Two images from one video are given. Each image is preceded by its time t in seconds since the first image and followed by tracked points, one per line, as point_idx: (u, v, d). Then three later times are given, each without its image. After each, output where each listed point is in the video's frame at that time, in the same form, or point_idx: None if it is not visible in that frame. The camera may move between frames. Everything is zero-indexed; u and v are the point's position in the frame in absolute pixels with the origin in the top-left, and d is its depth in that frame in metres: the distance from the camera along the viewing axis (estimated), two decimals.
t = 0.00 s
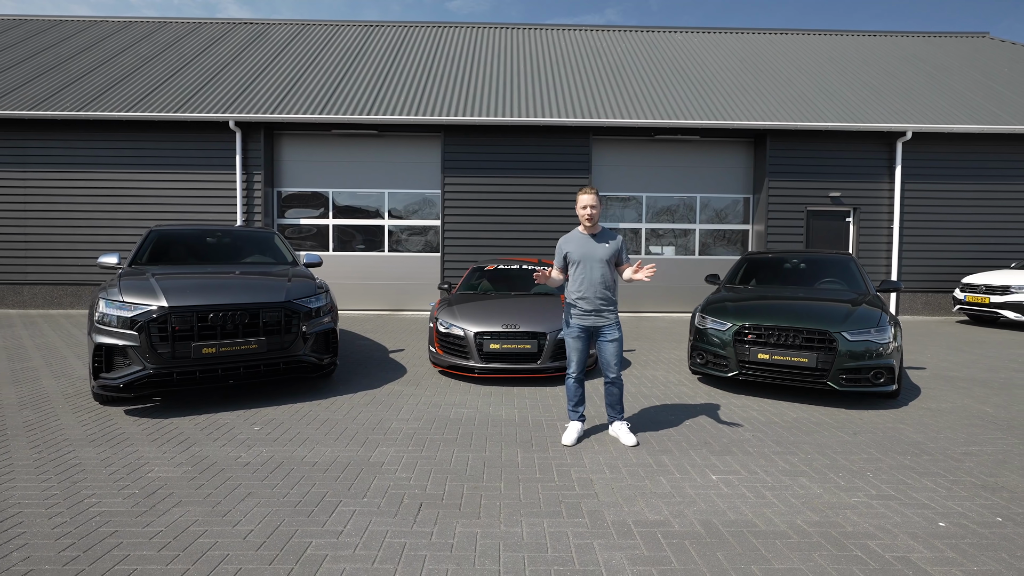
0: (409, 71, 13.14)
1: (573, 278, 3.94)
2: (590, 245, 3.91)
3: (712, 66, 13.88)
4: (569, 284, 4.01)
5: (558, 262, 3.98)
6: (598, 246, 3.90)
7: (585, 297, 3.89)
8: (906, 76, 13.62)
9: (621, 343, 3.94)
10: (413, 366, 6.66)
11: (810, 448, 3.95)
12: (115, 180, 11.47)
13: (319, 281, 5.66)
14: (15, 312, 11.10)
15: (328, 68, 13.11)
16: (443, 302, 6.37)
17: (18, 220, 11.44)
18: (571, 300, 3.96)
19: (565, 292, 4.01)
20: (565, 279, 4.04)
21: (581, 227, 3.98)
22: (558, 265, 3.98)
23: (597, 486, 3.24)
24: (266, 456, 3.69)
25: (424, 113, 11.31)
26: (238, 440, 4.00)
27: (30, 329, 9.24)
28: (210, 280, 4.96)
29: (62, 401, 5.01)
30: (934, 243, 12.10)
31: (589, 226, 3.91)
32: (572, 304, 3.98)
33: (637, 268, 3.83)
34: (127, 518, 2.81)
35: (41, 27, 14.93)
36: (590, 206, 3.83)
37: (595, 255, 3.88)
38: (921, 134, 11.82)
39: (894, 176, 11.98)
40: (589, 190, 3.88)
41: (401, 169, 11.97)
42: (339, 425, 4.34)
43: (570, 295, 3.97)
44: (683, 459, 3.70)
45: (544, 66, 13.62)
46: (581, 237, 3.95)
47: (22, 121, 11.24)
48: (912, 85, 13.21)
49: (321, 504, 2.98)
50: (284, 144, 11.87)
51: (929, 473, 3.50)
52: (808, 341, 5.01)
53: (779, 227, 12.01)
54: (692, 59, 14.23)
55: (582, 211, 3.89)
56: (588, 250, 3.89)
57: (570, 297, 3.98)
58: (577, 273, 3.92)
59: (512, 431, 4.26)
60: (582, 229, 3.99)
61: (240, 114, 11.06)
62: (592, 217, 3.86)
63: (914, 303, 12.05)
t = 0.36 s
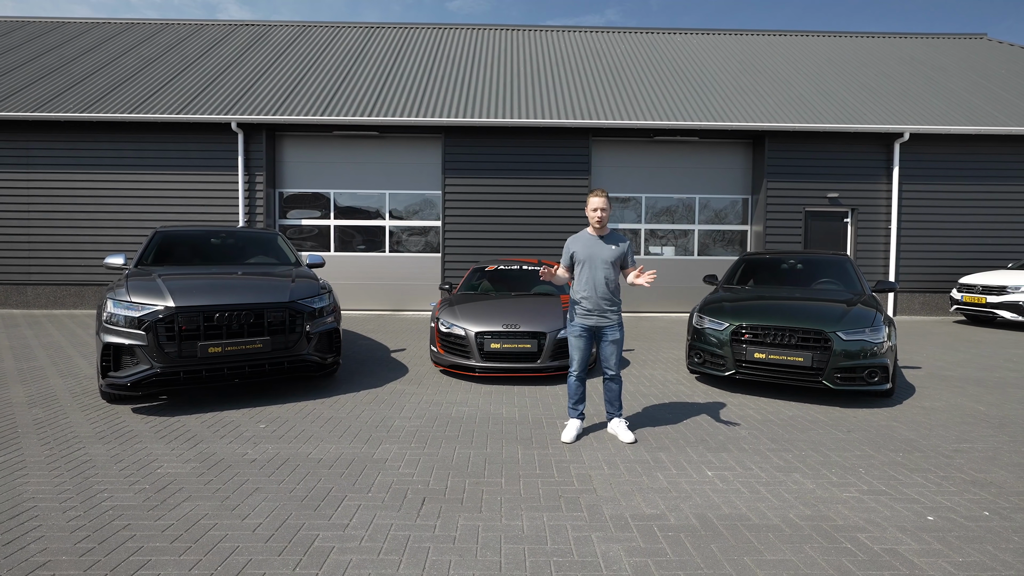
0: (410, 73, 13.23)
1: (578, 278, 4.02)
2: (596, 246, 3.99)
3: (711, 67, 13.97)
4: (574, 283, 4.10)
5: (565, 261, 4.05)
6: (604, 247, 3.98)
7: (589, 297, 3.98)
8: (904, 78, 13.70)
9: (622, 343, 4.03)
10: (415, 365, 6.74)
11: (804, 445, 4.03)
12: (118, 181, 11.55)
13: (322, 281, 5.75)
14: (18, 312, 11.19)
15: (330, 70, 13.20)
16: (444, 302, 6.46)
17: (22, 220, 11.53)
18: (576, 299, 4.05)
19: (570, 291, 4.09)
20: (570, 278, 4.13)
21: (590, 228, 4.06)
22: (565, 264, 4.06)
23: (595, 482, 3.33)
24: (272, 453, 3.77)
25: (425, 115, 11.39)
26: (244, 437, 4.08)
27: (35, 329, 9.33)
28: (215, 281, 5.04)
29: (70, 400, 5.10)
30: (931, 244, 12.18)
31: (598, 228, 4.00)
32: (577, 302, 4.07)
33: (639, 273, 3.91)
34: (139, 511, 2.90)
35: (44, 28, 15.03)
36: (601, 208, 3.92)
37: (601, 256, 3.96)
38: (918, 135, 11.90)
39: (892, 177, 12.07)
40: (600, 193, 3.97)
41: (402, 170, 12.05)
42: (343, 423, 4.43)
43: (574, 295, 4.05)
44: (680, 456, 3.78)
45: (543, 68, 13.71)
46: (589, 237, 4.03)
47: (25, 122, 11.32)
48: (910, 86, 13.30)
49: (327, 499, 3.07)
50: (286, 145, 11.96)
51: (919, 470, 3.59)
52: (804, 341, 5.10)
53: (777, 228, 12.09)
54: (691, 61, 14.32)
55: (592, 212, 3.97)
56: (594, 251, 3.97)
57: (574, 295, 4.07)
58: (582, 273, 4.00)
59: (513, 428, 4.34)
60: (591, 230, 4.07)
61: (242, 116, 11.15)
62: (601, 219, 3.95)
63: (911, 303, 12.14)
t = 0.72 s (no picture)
0: (411, 74, 13.32)
1: (582, 277, 4.10)
2: (600, 246, 4.07)
3: (710, 69, 14.06)
4: (577, 282, 4.18)
5: (569, 260, 4.13)
6: (608, 247, 4.07)
7: (593, 296, 4.07)
8: (901, 79, 13.79)
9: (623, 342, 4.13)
10: (416, 364, 6.83)
11: (798, 441, 4.12)
12: (121, 181, 11.64)
13: (325, 281, 5.83)
14: (22, 312, 11.28)
15: (331, 71, 13.29)
16: (445, 301, 6.55)
17: (25, 221, 11.62)
18: (579, 297, 4.13)
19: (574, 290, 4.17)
20: (573, 277, 4.21)
21: (593, 228, 4.15)
22: (568, 263, 4.14)
23: (593, 476, 3.42)
24: (278, 448, 3.86)
25: (426, 116, 11.49)
26: (250, 433, 4.18)
27: (40, 328, 9.42)
28: (220, 280, 5.13)
29: (77, 397, 5.19)
30: (928, 245, 12.27)
31: (603, 228, 4.10)
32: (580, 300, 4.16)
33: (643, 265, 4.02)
34: (151, 503, 2.99)
35: (47, 29, 15.13)
36: (608, 208, 4.03)
37: (605, 256, 4.04)
38: (915, 136, 11.99)
39: (889, 179, 12.16)
40: (605, 194, 4.08)
41: (403, 171, 12.15)
42: (346, 420, 4.52)
43: (578, 294, 4.13)
44: (676, 451, 3.88)
45: (543, 69, 13.81)
46: (593, 237, 4.12)
47: (29, 123, 11.42)
48: (908, 87, 13.39)
49: (333, 491, 3.17)
50: (287, 146, 12.05)
51: (909, 464, 3.68)
52: (799, 340, 5.19)
53: (775, 228, 12.19)
54: (690, 62, 14.41)
55: (599, 212, 4.06)
56: (599, 251, 4.05)
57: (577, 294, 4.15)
58: (586, 272, 4.08)
59: (513, 425, 4.44)
60: (594, 230, 4.16)
61: (243, 117, 11.24)
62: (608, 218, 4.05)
63: (908, 303, 12.23)
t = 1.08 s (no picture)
0: (411, 76, 13.40)
1: (576, 279, 4.17)
2: (593, 248, 4.16)
3: (709, 70, 14.16)
4: (569, 284, 4.24)
5: (561, 262, 4.18)
6: (600, 250, 4.17)
7: (589, 297, 4.15)
8: (899, 81, 13.87)
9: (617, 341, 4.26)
10: (417, 363, 6.92)
11: (790, 438, 4.21)
12: (123, 182, 11.74)
13: (327, 281, 5.92)
14: (25, 311, 11.37)
15: (332, 73, 13.38)
16: (446, 301, 6.65)
17: (29, 222, 11.71)
18: (574, 300, 4.20)
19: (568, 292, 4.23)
20: (565, 279, 4.26)
21: (586, 231, 4.21)
22: (560, 265, 4.19)
23: (589, 471, 3.52)
24: (282, 445, 3.96)
25: (426, 117, 11.57)
26: (255, 430, 4.27)
27: (45, 328, 9.53)
28: (224, 280, 5.22)
29: (84, 395, 5.29)
30: (924, 245, 12.36)
31: (596, 232, 4.17)
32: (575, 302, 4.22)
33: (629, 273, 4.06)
34: (160, 497, 3.09)
35: (50, 32, 15.22)
36: (607, 213, 4.09)
37: (598, 258, 4.14)
38: (912, 137, 12.08)
39: (886, 179, 12.25)
40: (606, 201, 4.13)
41: (403, 172, 12.24)
42: (348, 417, 4.61)
43: (573, 295, 4.20)
44: (670, 447, 3.97)
45: (543, 70, 13.90)
46: (585, 240, 4.19)
47: (33, 125, 11.52)
48: (904, 89, 13.48)
49: (336, 485, 3.26)
50: (288, 147, 12.15)
51: (898, 460, 3.77)
52: (793, 338, 5.28)
53: (773, 229, 12.28)
54: (689, 64, 14.50)
55: (597, 217, 4.12)
56: (591, 254, 4.14)
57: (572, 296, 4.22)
58: (580, 274, 4.15)
59: (512, 422, 4.53)
60: (586, 233, 4.22)
61: (245, 118, 11.33)
62: (606, 223, 4.11)
63: (905, 303, 12.33)
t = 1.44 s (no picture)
0: (411, 77, 13.47)
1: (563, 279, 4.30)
2: (577, 249, 4.39)
3: (707, 71, 14.24)
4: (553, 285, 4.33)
5: (551, 261, 4.27)
6: (581, 252, 4.41)
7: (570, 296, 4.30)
8: (896, 82, 13.95)
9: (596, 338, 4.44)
10: (418, 362, 7.00)
11: (785, 435, 4.29)
12: (125, 183, 11.81)
13: (329, 281, 5.99)
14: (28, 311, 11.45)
15: (333, 74, 13.46)
16: (447, 301, 6.73)
17: (31, 222, 11.78)
18: (560, 300, 4.30)
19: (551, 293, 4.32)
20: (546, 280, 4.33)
21: (566, 231, 4.39)
22: (549, 265, 4.26)
23: (588, 466, 3.60)
24: (286, 442, 4.03)
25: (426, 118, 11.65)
26: (259, 427, 4.35)
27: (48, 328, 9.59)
28: (228, 280, 5.29)
29: (90, 393, 5.36)
30: (922, 245, 12.44)
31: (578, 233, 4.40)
32: (559, 302, 4.31)
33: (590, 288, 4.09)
34: (169, 492, 3.16)
35: (52, 33, 15.28)
36: (589, 215, 4.35)
37: (580, 259, 4.38)
38: (909, 138, 12.16)
39: (883, 180, 12.33)
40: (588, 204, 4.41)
41: (404, 173, 12.32)
42: (351, 415, 4.69)
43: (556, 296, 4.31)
44: (667, 444, 4.05)
45: (543, 72, 13.97)
46: (567, 240, 4.37)
47: (35, 126, 11.59)
48: (902, 90, 13.56)
49: (340, 481, 3.34)
50: (290, 148, 12.22)
51: (891, 456, 3.84)
52: (789, 337, 5.36)
53: (771, 229, 12.35)
54: (688, 65, 14.58)
55: (581, 217, 4.35)
56: (576, 254, 4.35)
57: (557, 297, 4.32)
58: (567, 274, 4.31)
59: (512, 419, 4.61)
60: (565, 233, 4.40)
61: (247, 120, 11.41)
62: (587, 224, 4.37)
63: (902, 303, 12.41)
